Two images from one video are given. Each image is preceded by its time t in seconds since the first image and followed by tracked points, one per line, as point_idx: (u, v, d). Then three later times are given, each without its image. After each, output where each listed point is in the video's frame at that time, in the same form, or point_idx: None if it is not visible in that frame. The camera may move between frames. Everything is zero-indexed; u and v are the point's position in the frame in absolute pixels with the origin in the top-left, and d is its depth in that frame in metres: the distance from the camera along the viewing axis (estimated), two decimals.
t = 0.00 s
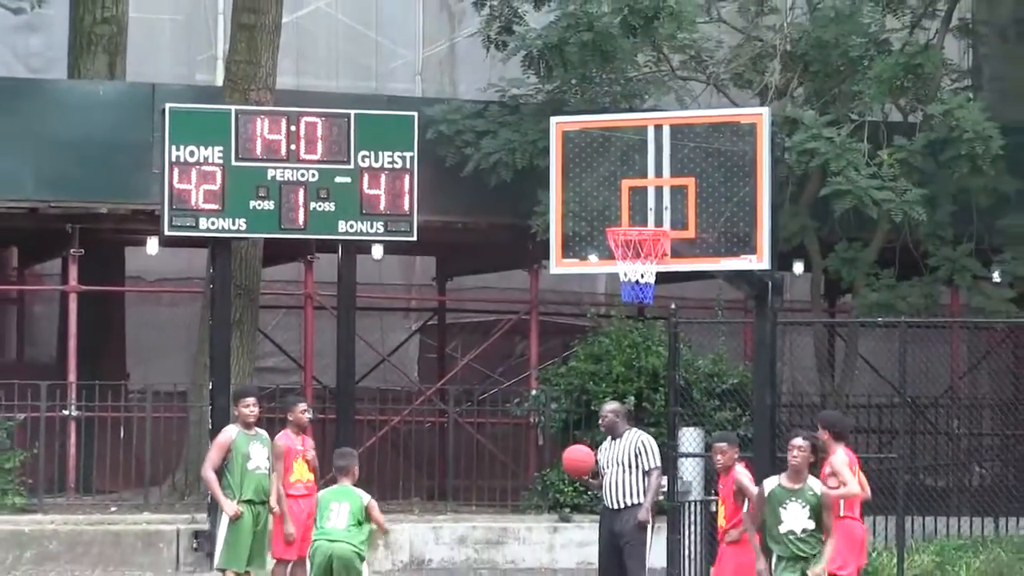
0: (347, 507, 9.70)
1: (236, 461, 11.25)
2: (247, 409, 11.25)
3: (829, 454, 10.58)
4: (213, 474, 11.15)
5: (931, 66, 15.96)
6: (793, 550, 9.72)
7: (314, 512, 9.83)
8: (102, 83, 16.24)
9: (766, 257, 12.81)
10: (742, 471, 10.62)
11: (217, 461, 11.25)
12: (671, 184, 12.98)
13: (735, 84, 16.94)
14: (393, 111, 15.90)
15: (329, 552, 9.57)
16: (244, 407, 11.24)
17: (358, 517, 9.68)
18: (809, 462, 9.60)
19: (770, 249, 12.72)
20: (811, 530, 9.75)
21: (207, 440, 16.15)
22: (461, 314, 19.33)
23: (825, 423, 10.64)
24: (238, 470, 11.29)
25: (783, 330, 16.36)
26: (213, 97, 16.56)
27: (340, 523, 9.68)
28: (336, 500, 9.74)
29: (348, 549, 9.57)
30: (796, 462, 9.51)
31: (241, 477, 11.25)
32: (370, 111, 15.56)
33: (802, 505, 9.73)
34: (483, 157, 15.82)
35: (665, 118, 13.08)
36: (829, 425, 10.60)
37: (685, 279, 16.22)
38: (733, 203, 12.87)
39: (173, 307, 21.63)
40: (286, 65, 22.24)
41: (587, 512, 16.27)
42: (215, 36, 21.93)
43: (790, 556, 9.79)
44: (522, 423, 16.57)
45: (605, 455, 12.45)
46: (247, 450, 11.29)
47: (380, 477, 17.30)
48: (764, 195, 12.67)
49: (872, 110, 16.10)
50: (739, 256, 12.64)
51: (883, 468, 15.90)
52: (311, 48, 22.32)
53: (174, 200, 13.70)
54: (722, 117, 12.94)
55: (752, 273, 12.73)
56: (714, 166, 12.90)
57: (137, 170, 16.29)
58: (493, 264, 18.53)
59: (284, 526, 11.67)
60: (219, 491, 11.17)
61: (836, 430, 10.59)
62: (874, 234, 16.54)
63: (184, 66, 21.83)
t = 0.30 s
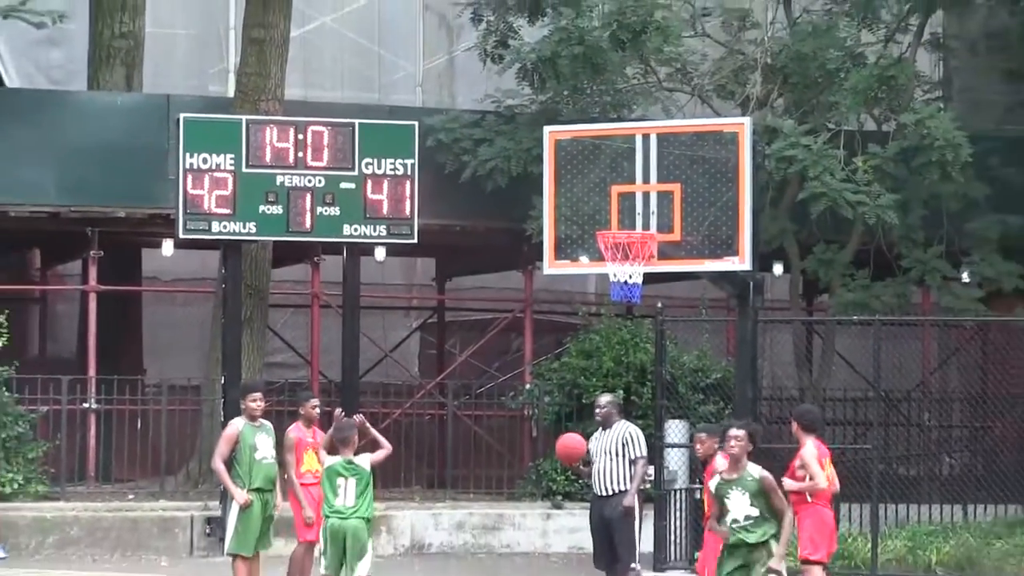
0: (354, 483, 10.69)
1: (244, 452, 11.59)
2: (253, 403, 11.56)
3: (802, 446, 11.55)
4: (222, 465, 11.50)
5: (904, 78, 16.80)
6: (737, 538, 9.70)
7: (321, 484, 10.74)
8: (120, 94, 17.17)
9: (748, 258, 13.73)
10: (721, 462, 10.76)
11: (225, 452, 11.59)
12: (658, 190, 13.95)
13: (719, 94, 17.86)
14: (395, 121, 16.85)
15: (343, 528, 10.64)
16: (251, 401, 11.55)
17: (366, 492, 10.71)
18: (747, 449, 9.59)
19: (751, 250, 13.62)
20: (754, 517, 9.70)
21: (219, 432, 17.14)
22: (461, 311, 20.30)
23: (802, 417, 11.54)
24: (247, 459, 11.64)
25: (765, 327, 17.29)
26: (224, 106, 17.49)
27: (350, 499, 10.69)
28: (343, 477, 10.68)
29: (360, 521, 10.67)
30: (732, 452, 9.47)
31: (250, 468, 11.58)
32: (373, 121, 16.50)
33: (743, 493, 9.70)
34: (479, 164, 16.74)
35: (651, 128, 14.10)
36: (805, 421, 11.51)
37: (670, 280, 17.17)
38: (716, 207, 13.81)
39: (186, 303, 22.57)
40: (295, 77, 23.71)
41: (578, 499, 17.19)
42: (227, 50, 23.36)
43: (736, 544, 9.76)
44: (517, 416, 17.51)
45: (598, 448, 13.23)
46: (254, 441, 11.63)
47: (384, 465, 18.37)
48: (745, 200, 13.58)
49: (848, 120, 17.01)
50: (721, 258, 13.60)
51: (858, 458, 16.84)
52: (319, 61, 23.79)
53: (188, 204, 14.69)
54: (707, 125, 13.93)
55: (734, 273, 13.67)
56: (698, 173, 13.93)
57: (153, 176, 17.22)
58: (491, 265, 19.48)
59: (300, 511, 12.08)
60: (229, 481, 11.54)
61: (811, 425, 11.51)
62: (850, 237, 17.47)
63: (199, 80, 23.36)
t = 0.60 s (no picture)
0: (364, 464, 11.62)
1: (256, 440, 12.32)
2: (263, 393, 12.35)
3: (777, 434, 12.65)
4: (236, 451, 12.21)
5: (870, 92, 18.35)
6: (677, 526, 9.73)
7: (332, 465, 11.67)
8: (145, 109, 18.57)
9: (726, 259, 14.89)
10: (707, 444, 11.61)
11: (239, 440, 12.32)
12: (642, 198, 15.33)
13: (700, 108, 19.25)
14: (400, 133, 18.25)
15: (356, 505, 11.60)
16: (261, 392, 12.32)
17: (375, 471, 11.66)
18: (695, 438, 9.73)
19: (729, 252, 14.75)
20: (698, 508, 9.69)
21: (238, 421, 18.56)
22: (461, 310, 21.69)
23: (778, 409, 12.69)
24: (260, 447, 12.38)
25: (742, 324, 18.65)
26: (240, 119, 18.86)
27: (361, 479, 11.64)
28: (354, 459, 11.60)
29: (371, 498, 11.64)
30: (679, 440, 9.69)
31: (262, 456, 12.29)
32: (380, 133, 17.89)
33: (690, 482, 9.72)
34: (478, 174, 18.12)
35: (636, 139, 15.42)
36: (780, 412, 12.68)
37: (654, 280, 18.55)
38: (692, 211, 15.15)
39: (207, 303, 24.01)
40: (307, 94, 25.03)
41: (569, 483, 18.60)
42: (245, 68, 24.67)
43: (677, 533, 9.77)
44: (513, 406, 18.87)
45: (589, 436, 13.50)
46: (266, 429, 12.39)
47: (389, 452, 19.73)
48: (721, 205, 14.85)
49: (819, 131, 18.38)
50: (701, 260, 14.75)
51: (828, 445, 18.20)
52: (329, 79, 25.14)
53: (208, 209, 16.18)
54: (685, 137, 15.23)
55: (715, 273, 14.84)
56: (679, 181, 15.24)
57: (175, 184, 18.61)
58: (489, 266, 20.88)
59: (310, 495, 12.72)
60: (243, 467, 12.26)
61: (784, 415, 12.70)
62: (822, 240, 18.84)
63: (218, 95, 24.71)
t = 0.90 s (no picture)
0: (371, 452, 12.30)
1: (271, 428, 14.30)
2: (277, 385, 14.27)
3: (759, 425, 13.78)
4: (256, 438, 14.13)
5: (839, 105, 19.82)
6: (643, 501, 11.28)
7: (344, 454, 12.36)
8: (170, 121, 20.11)
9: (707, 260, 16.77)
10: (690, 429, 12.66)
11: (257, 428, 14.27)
12: (630, 202, 17.17)
13: (683, 120, 20.80)
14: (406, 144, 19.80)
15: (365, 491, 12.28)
16: (276, 384, 14.25)
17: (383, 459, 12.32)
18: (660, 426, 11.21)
19: (709, 252, 16.68)
20: (661, 484, 11.28)
21: (256, 409, 20.12)
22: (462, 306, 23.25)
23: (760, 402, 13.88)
24: (275, 434, 14.35)
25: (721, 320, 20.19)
26: (258, 130, 20.41)
27: (369, 467, 12.32)
28: (362, 448, 12.29)
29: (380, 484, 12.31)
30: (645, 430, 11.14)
31: (277, 443, 14.23)
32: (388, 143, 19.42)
33: (654, 463, 11.30)
34: (478, 181, 19.67)
35: (621, 149, 17.24)
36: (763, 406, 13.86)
37: (641, 279, 20.10)
38: (673, 217, 16.98)
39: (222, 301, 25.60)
40: (319, 106, 26.56)
41: (562, 467, 20.14)
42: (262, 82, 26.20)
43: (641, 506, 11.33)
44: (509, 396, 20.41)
45: (584, 424, 15.02)
46: (280, 418, 14.37)
47: (395, 439, 21.28)
48: (702, 209, 16.71)
49: (793, 142, 19.93)
50: (683, 260, 16.68)
51: (801, 432, 19.68)
52: (340, 93, 26.69)
53: (230, 213, 17.93)
54: (670, 146, 17.09)
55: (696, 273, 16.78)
56: (663, 188, 17.07)
57: (198, 191, 20.15)
58: (488, 266, 22.43)
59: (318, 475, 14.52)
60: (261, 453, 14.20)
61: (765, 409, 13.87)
62: (795, 242, 20.38)
63: (237, 107, 26.22)
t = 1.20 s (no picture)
0: (379, 440, 13.21)
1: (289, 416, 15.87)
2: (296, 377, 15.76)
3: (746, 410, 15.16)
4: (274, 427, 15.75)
5: (812, 118, 21.55)
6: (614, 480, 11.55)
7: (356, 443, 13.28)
8: (195, 132, 21.83)
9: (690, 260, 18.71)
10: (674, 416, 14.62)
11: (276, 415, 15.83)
12: (619, 208, 19.07)
13: (667, 132, 22.54)
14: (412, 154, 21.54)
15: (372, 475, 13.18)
16: (295, 376, 15.75)
17: (390, 446, 13.22)
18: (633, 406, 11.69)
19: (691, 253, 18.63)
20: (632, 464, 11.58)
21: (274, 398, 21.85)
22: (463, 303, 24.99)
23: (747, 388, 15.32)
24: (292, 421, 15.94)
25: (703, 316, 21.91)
26: (276, 141, 22.14)
27: (377, 453, 13.22)
28: (371, 435, 13.23)
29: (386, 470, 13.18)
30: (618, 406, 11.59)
31: (294, 428, 15.77)
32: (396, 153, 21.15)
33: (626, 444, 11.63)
34: (479, 188, 21.42)
35: (610, 159, 19.16)
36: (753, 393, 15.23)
37: (629, 278, 21.82)
38: (658, 220, 18.89)
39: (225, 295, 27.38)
40: (332, 118, 28.18)
41: (556, 451, 21.83)
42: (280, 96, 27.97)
43: (614, 486, 11.61)
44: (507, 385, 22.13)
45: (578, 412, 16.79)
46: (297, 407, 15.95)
47: (402, 426, 23.01)
48: (685, 213, 18.64)
49: (769, 152, 21.66)
50: (666, 260, 18.65)
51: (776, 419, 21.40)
52: (352, 107, 28.39)
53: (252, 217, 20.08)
54: (655, 156, 18.95)
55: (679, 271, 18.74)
56: (649, 195, 18.98)
57: (221, 196, 21.87)
58: (488, 266, 24.17)
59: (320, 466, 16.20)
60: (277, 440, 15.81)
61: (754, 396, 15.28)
62: (771, 245, 22.11)
63: (257, 120, 27.95)
